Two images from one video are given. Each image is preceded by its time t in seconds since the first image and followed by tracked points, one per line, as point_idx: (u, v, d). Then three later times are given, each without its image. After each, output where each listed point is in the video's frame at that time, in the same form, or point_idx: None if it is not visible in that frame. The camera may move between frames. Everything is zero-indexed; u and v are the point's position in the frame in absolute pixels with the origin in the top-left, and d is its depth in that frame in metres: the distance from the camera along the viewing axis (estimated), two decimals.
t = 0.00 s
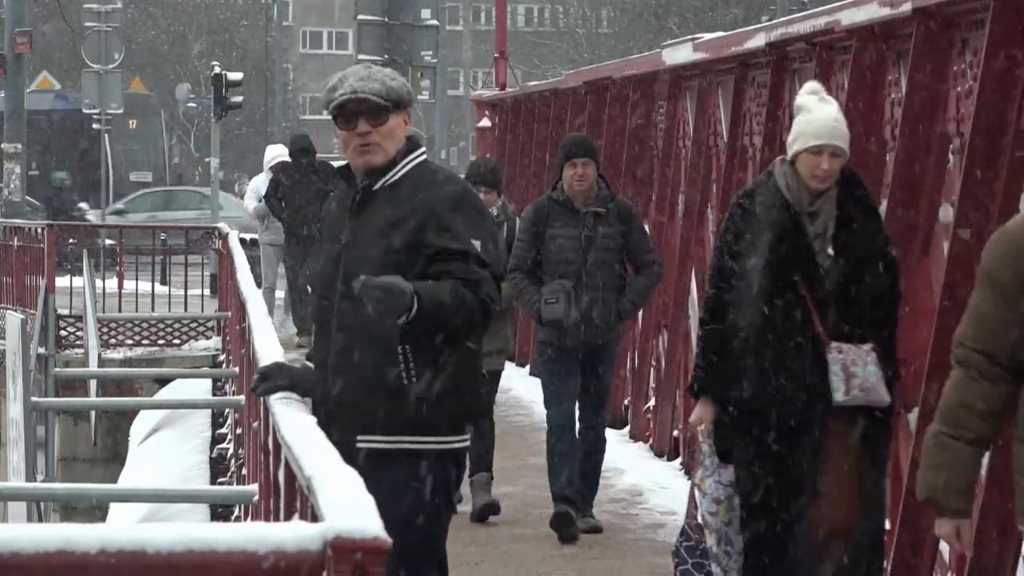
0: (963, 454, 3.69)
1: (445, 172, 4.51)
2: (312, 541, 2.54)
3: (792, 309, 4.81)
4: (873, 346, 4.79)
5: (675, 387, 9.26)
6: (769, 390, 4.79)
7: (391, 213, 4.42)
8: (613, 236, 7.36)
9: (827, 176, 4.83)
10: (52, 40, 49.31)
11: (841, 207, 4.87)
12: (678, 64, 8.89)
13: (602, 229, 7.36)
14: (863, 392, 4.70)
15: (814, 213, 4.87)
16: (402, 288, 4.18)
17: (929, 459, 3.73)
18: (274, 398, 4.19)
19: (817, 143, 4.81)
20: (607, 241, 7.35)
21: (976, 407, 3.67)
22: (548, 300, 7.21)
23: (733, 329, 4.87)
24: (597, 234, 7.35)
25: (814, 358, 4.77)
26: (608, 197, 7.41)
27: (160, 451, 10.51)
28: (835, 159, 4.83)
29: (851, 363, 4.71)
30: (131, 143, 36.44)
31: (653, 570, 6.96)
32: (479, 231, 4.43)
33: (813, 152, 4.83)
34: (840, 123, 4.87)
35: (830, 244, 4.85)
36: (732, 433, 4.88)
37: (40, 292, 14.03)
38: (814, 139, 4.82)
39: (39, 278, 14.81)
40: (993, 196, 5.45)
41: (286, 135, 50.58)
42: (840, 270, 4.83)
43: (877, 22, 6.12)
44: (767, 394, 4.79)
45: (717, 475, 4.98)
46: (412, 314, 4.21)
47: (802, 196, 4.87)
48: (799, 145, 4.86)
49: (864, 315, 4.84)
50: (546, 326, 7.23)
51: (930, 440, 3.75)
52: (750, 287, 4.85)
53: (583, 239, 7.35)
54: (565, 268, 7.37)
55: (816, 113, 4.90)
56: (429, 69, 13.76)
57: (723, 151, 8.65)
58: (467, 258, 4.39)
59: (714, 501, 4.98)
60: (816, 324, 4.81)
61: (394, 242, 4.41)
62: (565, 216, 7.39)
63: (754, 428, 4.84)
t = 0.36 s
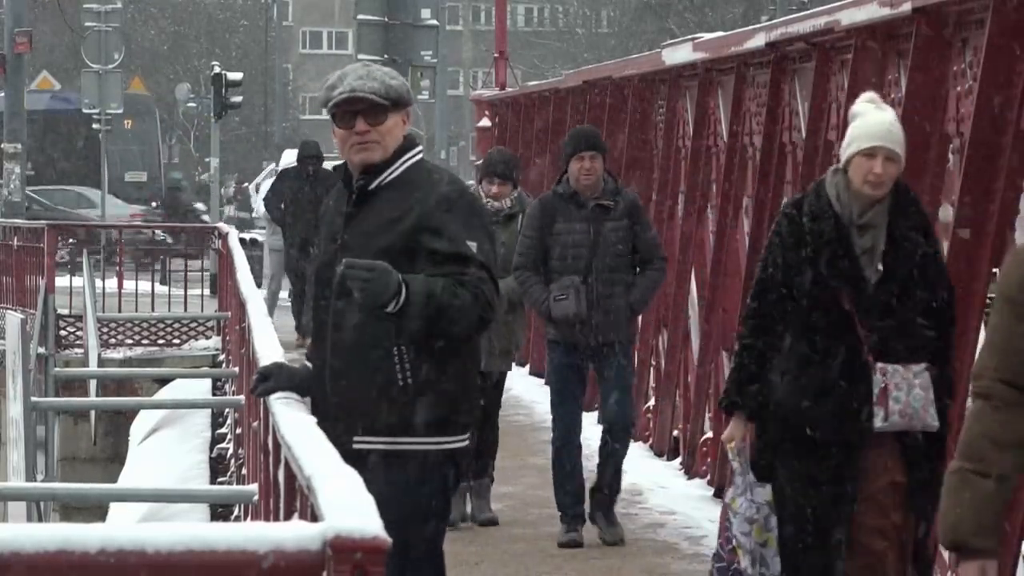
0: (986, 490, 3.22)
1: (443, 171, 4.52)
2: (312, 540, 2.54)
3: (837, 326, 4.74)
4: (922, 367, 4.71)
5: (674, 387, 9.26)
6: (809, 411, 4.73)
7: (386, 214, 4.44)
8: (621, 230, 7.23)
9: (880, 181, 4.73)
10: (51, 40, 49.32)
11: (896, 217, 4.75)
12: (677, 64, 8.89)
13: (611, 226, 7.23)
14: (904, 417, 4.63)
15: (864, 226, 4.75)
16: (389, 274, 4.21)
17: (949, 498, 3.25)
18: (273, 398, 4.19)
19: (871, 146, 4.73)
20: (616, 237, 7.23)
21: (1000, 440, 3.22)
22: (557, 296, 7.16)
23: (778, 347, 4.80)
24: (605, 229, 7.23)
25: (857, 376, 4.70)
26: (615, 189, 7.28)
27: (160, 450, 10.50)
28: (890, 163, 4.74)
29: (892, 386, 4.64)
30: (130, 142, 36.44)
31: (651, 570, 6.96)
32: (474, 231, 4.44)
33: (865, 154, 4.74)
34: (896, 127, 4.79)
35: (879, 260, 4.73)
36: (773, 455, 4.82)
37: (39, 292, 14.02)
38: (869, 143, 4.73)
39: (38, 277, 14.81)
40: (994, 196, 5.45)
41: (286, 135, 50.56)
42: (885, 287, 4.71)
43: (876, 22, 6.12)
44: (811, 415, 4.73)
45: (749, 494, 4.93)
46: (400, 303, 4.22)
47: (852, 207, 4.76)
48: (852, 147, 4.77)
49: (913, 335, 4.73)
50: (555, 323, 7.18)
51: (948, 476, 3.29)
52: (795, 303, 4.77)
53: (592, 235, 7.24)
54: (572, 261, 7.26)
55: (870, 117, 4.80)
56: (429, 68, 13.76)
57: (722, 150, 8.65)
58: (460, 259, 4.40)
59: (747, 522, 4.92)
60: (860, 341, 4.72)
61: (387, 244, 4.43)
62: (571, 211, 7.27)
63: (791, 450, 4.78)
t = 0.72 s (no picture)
0: None
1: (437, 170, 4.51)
2: (312, 540, 2.54)
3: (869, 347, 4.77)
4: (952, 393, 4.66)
5: (674, 387, 9.27)
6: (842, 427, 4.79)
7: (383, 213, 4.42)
8: (649, 244, 6.98)
9: (912, 186, 4.70)
10: (51, 39, 49.28)
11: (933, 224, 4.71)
12: (677, 64, 8.88)
13: (638, 237, 6.98)
14: (922, 444, 4.64)
15: (900, 235, 4.74)
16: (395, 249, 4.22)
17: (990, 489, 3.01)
18: (272, 398, 4.19)
19: (904, 147, 4.71)
20: (642, 249, 6.97)
21: None
22: (576, 304, 6.92)
23: (815, 359, 4.87)
24: (632, 240, 6.98)
25: (886, 394, 4.74)
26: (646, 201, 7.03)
27: (160, 450, 10.50)
28: (921, 167, 4.70)
29: (913, 412, 4.63)
30: (131, 142, 36.41)
31: (650, 570, 6.97)
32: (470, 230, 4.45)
33: (895, 159, 4.72)
34: (930, 131, 4.74)
35: (913, 271, 4.71)
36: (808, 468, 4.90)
37: (39, 292, 14.00)
38: (900, 145, 4.72)
39: (38, 278, 14.80)
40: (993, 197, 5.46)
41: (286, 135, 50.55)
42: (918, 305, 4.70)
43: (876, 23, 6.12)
44: (843, 432, 4.78)
45: (783, 514, 4.93)
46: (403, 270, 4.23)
47: (885, 214, 4.76)
48: (884, 152, 4.76)
49: (943, 355, 4.70)
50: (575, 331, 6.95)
51: (982, 473, 3.07)
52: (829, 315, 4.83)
53: (617, 244, 6.99)
54: (596, 271, 7.03)
55: (903, 121, 4.77)
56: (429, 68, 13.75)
57: (722, 150, 8.65)
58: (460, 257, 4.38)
59: (780, 542, 4.90)
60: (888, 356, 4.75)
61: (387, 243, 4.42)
62: (598, 218, 7.05)
63: (824, 464, 4.85)
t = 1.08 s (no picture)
0: None
1: (431, 171, 4.49)
2: (312, 541, 2.53)
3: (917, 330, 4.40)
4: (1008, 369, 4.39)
5: (673, 386, 9.27)
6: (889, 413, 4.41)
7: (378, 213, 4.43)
8: (667, 242, 6.84)
9: (953, 172, 4.36)
10: (52, 39, 49.29)
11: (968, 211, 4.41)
12: (677, 65, 8.88)
13: (654, 234, 6.83)
14: (1001, 423, 4.30)
15: (936, 219, 4.42)
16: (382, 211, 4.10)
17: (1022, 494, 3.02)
18: (273, 399, 4.18)
19: (944, 132, 4.36)
20: (661, 249, 6.84)
21: None
22: (592, 307, 6.71)
23: (853, 349, 4.46)
24: (648, 237, 6.82)
25: (944, 377, 4.39)
26: (660, 195, 6.88)
27: (160, 451, 10.50)
28: (963, 152, 4.37)
29: (986, 392, 4.28)
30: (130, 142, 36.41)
31: (651, 570, 6.96)
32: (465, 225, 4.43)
33: (936, 144, 4.36)
34: (966, 111, 4.42)
35: (954, 255, 4.41)
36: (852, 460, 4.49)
37: (39, 292, 14.01)
38: (939, 130, 4.36)
39: (38, 278, 14.81)
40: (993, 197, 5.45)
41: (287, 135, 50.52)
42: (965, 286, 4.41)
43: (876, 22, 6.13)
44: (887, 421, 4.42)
45: (821, 519, 4.58)
46: (391, 240, 4.13)
47: (922, 196, 4.42)
48: (922, 134, 4.39)
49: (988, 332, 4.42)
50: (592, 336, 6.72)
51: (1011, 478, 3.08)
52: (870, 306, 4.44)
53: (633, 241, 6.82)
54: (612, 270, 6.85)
55: (938, 103, 4.42)
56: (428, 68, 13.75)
57: (722, 150, 8.65)
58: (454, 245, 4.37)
59: (820, 549, 4.55)
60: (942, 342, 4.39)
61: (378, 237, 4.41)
62: (614, 221, 6.86)
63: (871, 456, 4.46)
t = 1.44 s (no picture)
0: None
1: (426, 167, 4.51)
2: (312, 541, 2.53)
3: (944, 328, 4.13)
4: None
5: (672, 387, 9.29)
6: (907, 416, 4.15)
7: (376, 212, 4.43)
8: (679, 244, 6.53)
9: (1001, 166, 4.04)
10: (52, 39, 49.28)
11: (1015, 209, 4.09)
12: (677, 65, 8.88)
13: (667, 234, 6.52)
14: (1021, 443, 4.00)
15: (978, 215, 4.13)
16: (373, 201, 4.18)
17: None
18: (274, 399, 4.18)
19: (994, 123, 4.05)
20: (673, 248, 6.53)
21: None
22: (609, 308, 6.38)
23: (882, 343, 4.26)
24: (663, 237, 6.52)
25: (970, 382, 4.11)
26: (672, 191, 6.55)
27: (160, 450, 10.50)
28: (1013, 146, 4.05)
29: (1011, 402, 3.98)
30: (131, 142, 36.40)
31: (651, 570, 6.96)
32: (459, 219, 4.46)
33: (985, 135, 4.05)
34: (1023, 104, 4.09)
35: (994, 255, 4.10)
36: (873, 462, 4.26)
37: (39, 292, 14.01)
38: (989, 120, 4.05)
39: (38, 278, 14.81)
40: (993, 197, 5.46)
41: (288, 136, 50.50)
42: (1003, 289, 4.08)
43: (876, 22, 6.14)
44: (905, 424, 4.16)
45: (850, 525, 4.35)
46: (386, 226, 4.21)
47: (965, 190, 4.12)
48: (971, 125, 4.09)
49: None
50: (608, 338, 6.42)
51: None
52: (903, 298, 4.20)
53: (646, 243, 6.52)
54: (625, 274, 6.55)
55: (992, 91, 4.12)
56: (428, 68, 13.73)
57: (722, 150, 8.65)
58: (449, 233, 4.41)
59: (849, 555, 4.33)
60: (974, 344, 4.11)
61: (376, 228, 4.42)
62: (625, 218, 6.55)
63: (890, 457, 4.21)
